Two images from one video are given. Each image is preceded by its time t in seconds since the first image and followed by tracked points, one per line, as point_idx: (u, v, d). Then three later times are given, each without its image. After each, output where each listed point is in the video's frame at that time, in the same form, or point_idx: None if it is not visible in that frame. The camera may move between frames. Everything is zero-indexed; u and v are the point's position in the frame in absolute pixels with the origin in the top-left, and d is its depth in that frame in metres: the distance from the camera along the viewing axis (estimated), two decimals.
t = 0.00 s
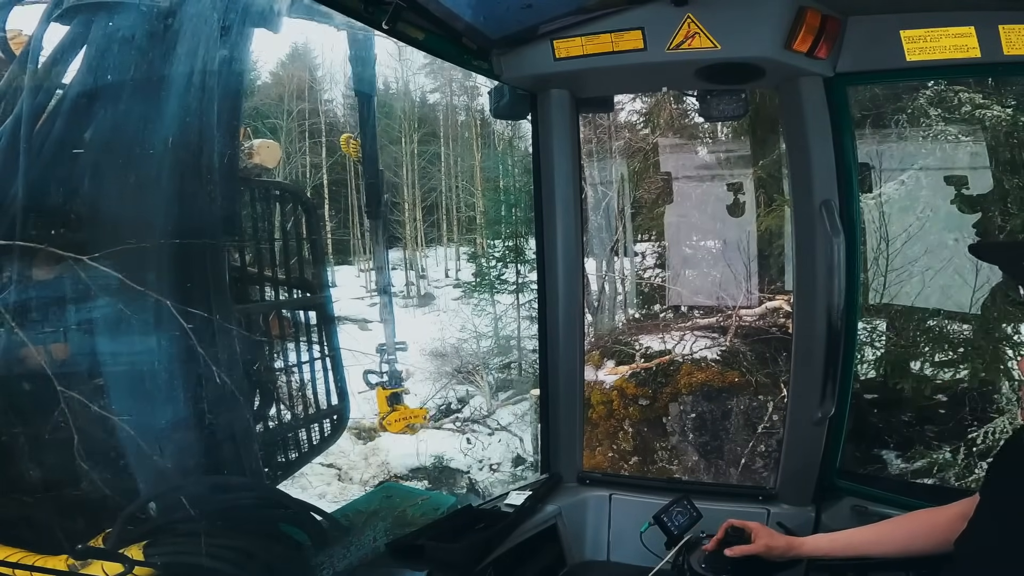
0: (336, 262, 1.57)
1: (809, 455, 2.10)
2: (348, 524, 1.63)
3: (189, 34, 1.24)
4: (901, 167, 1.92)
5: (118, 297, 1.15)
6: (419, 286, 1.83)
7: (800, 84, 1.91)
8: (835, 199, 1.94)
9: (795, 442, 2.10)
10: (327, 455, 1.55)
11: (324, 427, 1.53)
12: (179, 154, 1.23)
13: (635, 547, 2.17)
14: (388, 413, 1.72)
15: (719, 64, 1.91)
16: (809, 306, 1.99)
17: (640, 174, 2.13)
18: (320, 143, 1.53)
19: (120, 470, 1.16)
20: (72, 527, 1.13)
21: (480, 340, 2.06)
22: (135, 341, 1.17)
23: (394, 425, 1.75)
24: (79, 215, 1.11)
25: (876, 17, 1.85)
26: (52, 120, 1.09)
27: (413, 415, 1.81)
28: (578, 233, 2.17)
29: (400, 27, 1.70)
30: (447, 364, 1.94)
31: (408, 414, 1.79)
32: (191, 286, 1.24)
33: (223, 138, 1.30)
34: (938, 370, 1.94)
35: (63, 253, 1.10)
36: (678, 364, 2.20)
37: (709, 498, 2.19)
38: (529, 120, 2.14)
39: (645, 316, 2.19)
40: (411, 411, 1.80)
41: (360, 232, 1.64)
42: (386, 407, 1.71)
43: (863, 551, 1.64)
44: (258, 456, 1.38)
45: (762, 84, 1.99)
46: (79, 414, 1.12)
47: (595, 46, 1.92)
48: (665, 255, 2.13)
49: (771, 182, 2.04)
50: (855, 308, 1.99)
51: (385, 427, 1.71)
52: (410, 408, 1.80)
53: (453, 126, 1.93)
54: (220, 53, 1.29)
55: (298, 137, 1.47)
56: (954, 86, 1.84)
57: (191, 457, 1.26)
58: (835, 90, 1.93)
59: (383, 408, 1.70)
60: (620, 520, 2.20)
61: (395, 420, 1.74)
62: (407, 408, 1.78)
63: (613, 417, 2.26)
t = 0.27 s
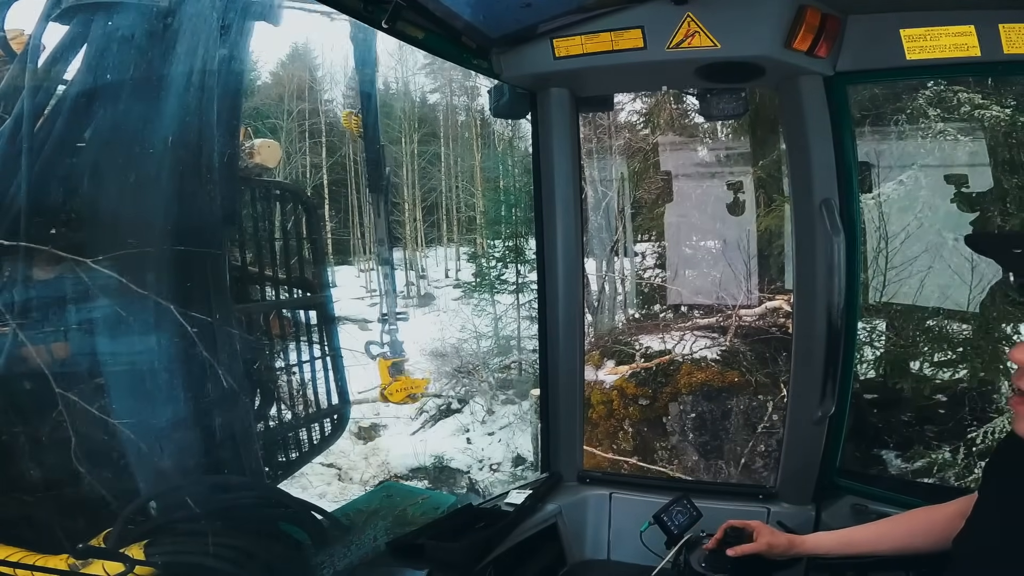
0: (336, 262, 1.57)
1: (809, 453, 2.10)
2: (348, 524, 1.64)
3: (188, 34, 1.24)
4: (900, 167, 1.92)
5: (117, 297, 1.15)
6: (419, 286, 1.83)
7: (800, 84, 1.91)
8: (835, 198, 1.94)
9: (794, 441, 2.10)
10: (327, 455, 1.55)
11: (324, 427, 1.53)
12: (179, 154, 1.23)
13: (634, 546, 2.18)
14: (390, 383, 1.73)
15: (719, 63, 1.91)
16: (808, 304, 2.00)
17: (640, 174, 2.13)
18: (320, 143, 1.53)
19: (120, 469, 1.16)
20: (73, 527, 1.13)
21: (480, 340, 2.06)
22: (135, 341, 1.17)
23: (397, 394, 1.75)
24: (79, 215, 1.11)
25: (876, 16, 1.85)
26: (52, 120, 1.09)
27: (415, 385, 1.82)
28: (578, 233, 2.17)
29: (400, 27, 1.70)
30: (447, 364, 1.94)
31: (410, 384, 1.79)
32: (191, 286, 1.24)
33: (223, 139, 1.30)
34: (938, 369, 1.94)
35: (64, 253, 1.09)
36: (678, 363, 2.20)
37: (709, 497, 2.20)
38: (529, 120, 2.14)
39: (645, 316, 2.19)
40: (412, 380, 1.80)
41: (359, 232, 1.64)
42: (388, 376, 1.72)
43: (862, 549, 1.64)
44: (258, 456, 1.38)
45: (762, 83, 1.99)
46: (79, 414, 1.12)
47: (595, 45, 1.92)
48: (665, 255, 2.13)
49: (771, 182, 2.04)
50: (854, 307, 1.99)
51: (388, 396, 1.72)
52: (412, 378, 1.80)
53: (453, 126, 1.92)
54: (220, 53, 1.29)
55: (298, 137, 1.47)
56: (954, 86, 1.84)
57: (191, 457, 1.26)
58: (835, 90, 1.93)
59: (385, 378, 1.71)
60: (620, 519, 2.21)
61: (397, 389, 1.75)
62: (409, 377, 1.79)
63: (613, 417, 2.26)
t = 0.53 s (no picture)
0: (336, 262, 1.57)
1: (809, 455, 2.10)
2: (348, 524, 1.63)
3: (189, 35, 1.24)
4: (901, 167, 1.92)
5: (117, 298, 1.15)
6: (419, 286, 1.83)
7: (800, 85, 1.91)
8: (835, 199, 1.94)
9: (795, 442, 2.09)
10: (326, 455, 1.55)
11: (323, 427, 1.53)
12: (179, 154, 1.23)
13: (635, 547, 2.17)
14: (389, 353, 1.73)
15: (720, 64, 1.91)
16: (808, 305, 1.99)
17: (640, 174, 2.13)
18: (320, 143, 1.53)
19: (119, 469, 1.16)
20: (72, 527, 1.13)
21: (480, 340, 2.06)
22: (135, 341, 1.17)
23: (396, 364, 1.75)
24: (79, 215, 1.11)
25: (877, 17, 1.85)
26: (54, 121, 1.09)
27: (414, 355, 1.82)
28: (578, 234, 2.17)
29: (400, 27, 1.70)
30: (446, 365, 1.94)
31: (409, 355, 1.79)
32: (191, 286, 1.25)
33: (223, 138, 1.30)
34: (938, 370, 1.94)
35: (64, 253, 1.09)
36: (678, 364, 2.20)
37: (709, 498, 2.19)
38: (529, 120, 2.14)
39: (645, 316, 2.19)
40: (411, 351, 1.80)
41: (359, 232, 1.64)
42: (387, 346, 1.72)
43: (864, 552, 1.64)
44: (258, 456, 1.38)
45: (762, 84, 1.99)
46: (79, 414, 1.11)
47: (595, 46, 1.92)
48: (665, 255, 2.13)
49: (771, 183, 2.04)
50: (855, 308, 1.99)
51: (387, 366, 1.72)
52: (411, 349, 1.80)
53: (453, 126, 1.93)
54: (220, 53, 1.29)
55: (298, 137, 1.47)
56: (954, 86, 1.84)
57: (191, 457, 1.25)
58: (835, 90, 1.93)
59: (384, 348, 1.71)
60: (620, 520, 2.20)
61: (396, 359, 1.75)
62: (407, 348, 1.79)
63: (613, 418, 2.26)
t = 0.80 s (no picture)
0: (336, 262, 1.57)
1: (809, 455, 2.10)
2: (348, 524, 1.63)
3: (189, 35, 1.24)
4: (901, 167, 1.92)
5: (117, 298, 1.14)
6: (419, 286, 1.83)
7: (800, 85, 1.91)
8: (835, 199, 1.94)
9: (795, 442, 2.09)
10: (326, 455, 1.55)
11: (324, 427, 1.53)
12: (179, 154, 1.23)
13: (634, 547, 2.18)
14: (384, 312, 1.71)
15: (720, 64, 1.91)
16: (808, 305, 1.99)
17: (640, 174, 2.13)
18: (320, 143, 1.53)
19: (120, 469, 1.16)
20: (72, 527, 1.13)
21: (480, 340, 2.06)
22: (135, 342, 1.17)
23: (391, 323, 1.74)
24: (79, 215, 1.11)
25: (876, 17, 1.85)
26: (55, 121, 1.08)
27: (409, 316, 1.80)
28: (578, 234, 2.17)
29: (400, 27, 1.70)
30: (446, 365, 1.94)
31: (404, 315, 1.78)
32: (191, 286, 1.25)
33: (223, 139, 1.30)
34: (938, 370, 1.94)
35: (64, 254, 1.09)
36: (678, 364, 2.20)
37: (709, 498, 2.19)
38: (529, 120, 2.14)
39: (645, 316, 2.19)
40: (406, 311, 1.79)
41: (359, 232, 1.64)
42: (382, 305, 1.71)
43: (864, 552, 1.63)
44: (258, 456, 1.38)
45: (763, 84, 1.99)
46: (79, 414, 1.11)
47: (595, 46, 1.92)
48: (664, 255, 2.13)
49: (771, 183, 2.04)
50: (854, 308, 1.99)
51: (382, 325, 1.71)
52: (407, 309, 1.79)
53: (453, 126, 1.93)
54: (220, 53, 1.29)
55: (298, 138, 1.47)
56: (954, 86, 1.84)
57: (191, 457, 1.26)
58: (835, 90, 1.93)
59: (380, 307, 1.70)
60: (620, 520, 2.21)
61: (391, 318, 1.74)
62: (402, 307, 1.77)
63: (613, 417, 2.26)
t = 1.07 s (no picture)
0: (336, 262, 1.57)
1: (808, 454, 2.10)
2: (348, 524, 1.63)
3: (189, 35, 1.24)
4: (901, 168, 1.92)
5: (117, 298, 1.14)
6: (419, 286, 1.83)
7: (800, 85, 1.91)
8: (835, 199, 1.94)
9: (794, 441, 2.10)
10: (326, 455, 1.55)
11: (324, 427, 1.53)
12: (179, 154, 1.23)
13: (634, 547, 2.18)
14: (376, 276, 1.69)
15: (720, 64, 1.90)
16: (808, 305, 1.99)
17: (640, 174, 2.13)
18: (320, 143, 1.53)
19: (120, 469, 1.16)
20: (72, 527, 1.13)
21: (480, 340, 2.06)
22: (135, 342, 1.17)
23: (383, 287, 1.71)
24: (79, 214, 1.11)
25: (876, 17, 1.85)
26: (55, 121, 1.08)
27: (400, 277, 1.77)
28: (578, 234, 2.17)
29: (400, 27, 1.70)
30: (446, 365, 1.94)
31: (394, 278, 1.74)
32: (191, 286, 1.24)
33: (223, 139, 1.30)
34: (938, 370, 1.94)
35: (64, 253, 1.09)
36: (677, 364, 2.20)
37: (709, 497, 2.19)
38: (529, 120, 2.14)
39: (645, 316, 2.19)
40: (397, 274, 1.76)
41: (359, 232, 1.64)
42: (373, 269, 1.68)
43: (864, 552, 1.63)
44: (258, 456, 1.38)
45: (763, 84, 1.99)
46: (79, 414, 1.11)
47: (595, 45, 1.92)
48: (664, 255, 2.13)
49: (771, 183, 2.04)
50: (854, 308, 1.99)
51: (374, 288, 1.68)
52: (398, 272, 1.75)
53: (453, 127, 1.93)
54: (220, 53, 1.29)
55: (298, 138, 1.47)
56: (954, 86, 1.84)
57: (191, 457, 1.26)
58: (835, 91, 1.93)
59: (371, 271, 1.67)
60: (620, 519, 2.21)
61: (383, 283, 1.71)
62: (393, 271, 1.74)
63: (613, 418, 2.26)
